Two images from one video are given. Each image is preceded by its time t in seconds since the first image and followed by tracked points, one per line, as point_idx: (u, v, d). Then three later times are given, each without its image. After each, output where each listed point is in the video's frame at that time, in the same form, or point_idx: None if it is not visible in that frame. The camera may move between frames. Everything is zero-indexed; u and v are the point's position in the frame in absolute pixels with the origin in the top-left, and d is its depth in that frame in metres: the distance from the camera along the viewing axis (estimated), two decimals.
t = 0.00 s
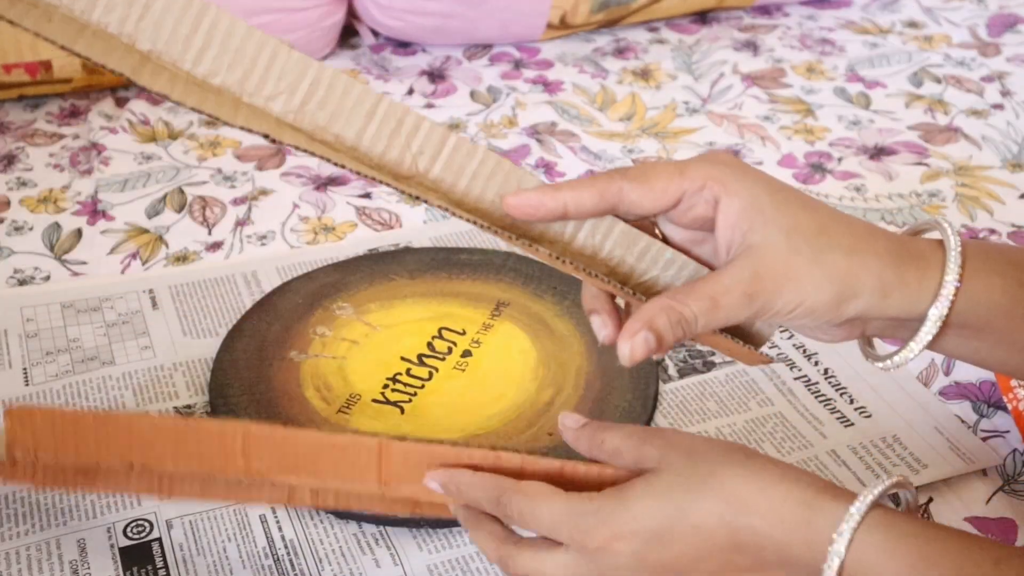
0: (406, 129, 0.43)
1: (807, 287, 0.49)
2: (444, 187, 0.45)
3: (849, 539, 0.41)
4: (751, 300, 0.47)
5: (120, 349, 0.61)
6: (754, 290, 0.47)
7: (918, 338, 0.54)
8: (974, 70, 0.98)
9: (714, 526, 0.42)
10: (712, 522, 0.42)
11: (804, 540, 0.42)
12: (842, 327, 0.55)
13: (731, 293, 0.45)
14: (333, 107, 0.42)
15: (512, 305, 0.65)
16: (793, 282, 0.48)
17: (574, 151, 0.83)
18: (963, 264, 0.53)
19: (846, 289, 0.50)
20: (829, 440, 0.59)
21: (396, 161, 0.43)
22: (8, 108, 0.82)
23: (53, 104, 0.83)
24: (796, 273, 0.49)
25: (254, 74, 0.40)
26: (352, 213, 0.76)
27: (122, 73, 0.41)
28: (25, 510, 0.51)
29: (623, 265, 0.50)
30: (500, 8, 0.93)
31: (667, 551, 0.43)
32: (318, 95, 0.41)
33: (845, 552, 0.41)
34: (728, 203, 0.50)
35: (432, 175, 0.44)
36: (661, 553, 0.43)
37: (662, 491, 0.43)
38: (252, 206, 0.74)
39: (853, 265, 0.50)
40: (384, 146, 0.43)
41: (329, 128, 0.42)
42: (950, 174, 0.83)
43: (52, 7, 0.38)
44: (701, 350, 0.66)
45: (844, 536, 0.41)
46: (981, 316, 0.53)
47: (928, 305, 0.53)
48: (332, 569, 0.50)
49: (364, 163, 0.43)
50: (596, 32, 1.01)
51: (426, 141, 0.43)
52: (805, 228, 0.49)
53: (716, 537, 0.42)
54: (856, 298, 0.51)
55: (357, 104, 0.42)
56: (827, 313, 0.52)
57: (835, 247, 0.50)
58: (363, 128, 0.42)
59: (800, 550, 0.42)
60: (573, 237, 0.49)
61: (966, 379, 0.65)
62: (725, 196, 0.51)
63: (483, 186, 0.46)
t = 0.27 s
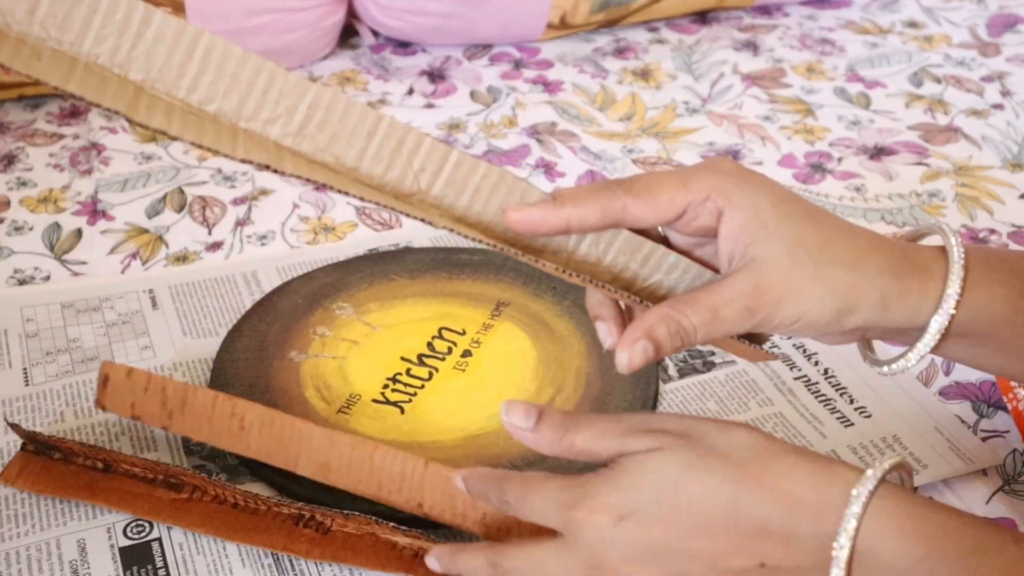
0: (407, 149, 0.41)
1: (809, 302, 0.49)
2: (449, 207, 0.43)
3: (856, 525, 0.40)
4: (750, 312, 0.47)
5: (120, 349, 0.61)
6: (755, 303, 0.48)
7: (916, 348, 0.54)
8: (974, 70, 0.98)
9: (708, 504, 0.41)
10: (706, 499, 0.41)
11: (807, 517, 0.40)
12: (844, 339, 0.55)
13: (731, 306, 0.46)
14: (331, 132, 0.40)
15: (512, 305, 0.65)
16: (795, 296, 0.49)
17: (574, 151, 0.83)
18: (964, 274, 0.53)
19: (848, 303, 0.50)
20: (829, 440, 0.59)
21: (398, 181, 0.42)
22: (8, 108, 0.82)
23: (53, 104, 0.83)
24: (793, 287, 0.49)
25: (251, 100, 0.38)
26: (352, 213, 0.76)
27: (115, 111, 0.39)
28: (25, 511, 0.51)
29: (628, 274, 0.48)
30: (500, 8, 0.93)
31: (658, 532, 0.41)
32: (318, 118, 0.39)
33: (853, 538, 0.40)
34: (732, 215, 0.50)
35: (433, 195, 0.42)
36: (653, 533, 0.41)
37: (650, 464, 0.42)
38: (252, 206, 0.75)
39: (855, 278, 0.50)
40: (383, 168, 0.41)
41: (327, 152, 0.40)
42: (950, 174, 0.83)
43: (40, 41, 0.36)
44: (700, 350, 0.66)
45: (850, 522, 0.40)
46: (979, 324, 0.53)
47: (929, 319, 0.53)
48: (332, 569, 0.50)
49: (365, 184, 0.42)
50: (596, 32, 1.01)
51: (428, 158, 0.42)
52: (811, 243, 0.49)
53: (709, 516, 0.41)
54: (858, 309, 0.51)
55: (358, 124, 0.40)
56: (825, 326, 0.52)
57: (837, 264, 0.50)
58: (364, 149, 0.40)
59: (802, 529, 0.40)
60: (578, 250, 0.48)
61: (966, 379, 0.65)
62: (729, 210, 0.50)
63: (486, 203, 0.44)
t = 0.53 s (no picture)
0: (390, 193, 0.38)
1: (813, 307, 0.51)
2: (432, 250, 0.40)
3: (861, 468, 0.39)
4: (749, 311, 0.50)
5: (120, 349, 0.61)
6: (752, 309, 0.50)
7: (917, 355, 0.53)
8: (974, 70, 0.98)
9: (706, 428, 0.40)
10: (703, 420, 0.39)
11: (807, 452, 0.39)
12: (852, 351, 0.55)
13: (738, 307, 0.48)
14: (312, 176, 0.37)
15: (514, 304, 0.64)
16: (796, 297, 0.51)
17: (574, 151, 0.83)
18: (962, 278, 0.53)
19: (860, 307, 0.52)
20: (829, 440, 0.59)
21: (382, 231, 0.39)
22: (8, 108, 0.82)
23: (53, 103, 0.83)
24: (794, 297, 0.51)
25: (231, 149, 0.36)
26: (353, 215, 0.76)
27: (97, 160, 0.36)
28: (25, 511, 0.51)
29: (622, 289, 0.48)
30: (500, 8, 0.93)
31: (648, 449, 0.41)
32: (299, 163, 0.37)
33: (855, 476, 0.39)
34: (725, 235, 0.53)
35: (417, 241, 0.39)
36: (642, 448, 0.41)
37: (649, 381, 0.40)
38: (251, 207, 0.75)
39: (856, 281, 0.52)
40: (368, 212, 0.38)
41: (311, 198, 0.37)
42: (950, 174, 0.83)
43: (17, 99, 0.34)
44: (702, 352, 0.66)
45: (854, 463, 0.39)
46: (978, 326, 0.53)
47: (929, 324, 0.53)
48: (332, 569, 0.50)
49: (350, 224, 0.39)
50: (596, 32, 1.01)
51: (412, 202, 0.38)
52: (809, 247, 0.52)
53: (707, 438, 0.40)
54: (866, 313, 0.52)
55: (339, 168, 0.37)
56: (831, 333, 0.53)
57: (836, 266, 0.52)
58: (346, 192, 0.37)
59: (801, 460, 0.39)
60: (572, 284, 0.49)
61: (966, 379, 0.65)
62: (721, 230, 0.53)
63: (475, 241, 0.41)
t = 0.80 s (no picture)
0: (387, 191, 0.37)
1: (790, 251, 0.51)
2: (426, 249, 0.39)
3: (818, 538, 0.39)
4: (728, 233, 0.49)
5: (120, 349, 0.61)
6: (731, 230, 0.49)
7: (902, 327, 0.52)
8: (974, 70, 0.98)
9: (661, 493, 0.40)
10: (655, 491, 0.40)
11: (764, 518, 0.40)
12: (835, 305, 0.55)
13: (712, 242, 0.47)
14: (306, 179, 0.36)
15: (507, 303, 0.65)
16: (770, 233, 0.50)
17: (574, 151, 0.83)
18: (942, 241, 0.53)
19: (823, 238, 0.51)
20: (829, 440, 0.59)
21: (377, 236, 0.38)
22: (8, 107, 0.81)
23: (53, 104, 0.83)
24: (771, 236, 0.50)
25: (223, 154, 0.35)
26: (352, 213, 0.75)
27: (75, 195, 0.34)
28: (25, 511, 0.51)
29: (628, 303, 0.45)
30: (500, 8, 0.93)
31: (612, 514, 0.42)
32: (294, 166, 0.36)
33: (814, 547, 0.39)
34: (702, 187, 0.55)
35: (410, 240, 0.38)
36: (606, 513, 0.42)
37: (598, 453, 0.40)
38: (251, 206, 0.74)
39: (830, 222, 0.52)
40: (362, 214, 0.37)
41: (302, 200, 0.36)
42: (950, 174, 0.83)
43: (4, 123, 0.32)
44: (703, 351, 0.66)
45: (811, 535, 0.39)
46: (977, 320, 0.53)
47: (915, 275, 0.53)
48: (332, 569, 0.50)
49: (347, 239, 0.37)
50: (596, 32, 1.01)
51: (408, 200, 0.37)
52: (789, 203, 0.52)
53: (661, 503, 0.41)
54: (835, 251, 0.52)
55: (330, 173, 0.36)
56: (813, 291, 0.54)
57: (810, 205, 0.52)
58: (342, 194, 0.36)
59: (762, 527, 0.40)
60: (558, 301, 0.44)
61: (966, 379, 0.65)
62: (701, 181, 0.55)
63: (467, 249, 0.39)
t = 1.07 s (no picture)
0: (383, 220, 0.37)
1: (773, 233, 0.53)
2: (425, 281, 0.37)
3: None
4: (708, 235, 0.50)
5: (120, 349, 0.61)
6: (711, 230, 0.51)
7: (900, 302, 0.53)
8: (974, 70, 0.98)
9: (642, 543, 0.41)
10: (636, 542, 0.41)
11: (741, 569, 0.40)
12: (835, 290, 0.55)
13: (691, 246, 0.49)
14: (302, 218, 0.36)
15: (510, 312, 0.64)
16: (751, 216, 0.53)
17: (574, 151, 0.83)
18: (931, 224, 0.54)
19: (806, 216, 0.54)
20: (829, 440, 0.59)
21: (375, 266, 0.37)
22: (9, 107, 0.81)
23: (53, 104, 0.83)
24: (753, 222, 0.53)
25: (218, 199, 0.35)
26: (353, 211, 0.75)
27: (74, 246, 0.33)
28: (26, 511, 0.51)
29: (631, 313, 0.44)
30: (500, 8, 0.93)
31: (598, 553, 0.43)
32: (287, 205, 0.36)
33: None
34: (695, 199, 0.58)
35: (409, 271, 0.37)
36: (593, 551, 0.43)
37: (579, 506, 0.41)
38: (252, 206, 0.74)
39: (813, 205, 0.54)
40: (360, 248, 0.37)
41: (299, 237, 0.36)
42: (950, 174, 0.83)
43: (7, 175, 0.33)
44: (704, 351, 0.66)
45: None
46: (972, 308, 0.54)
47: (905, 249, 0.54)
48: (332, 569, 0.50)
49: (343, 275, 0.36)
50: (596, 32, 1.01)
51: (403, 228, 0.37)
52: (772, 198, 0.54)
53: (642, 550, 0.42)
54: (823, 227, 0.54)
55: (325, 210, 0.36)
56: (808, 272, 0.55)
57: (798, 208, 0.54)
58: (337, 229, 0.36)
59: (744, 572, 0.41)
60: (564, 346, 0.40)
61: (966, 379, 0.65)
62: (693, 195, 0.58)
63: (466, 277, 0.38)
